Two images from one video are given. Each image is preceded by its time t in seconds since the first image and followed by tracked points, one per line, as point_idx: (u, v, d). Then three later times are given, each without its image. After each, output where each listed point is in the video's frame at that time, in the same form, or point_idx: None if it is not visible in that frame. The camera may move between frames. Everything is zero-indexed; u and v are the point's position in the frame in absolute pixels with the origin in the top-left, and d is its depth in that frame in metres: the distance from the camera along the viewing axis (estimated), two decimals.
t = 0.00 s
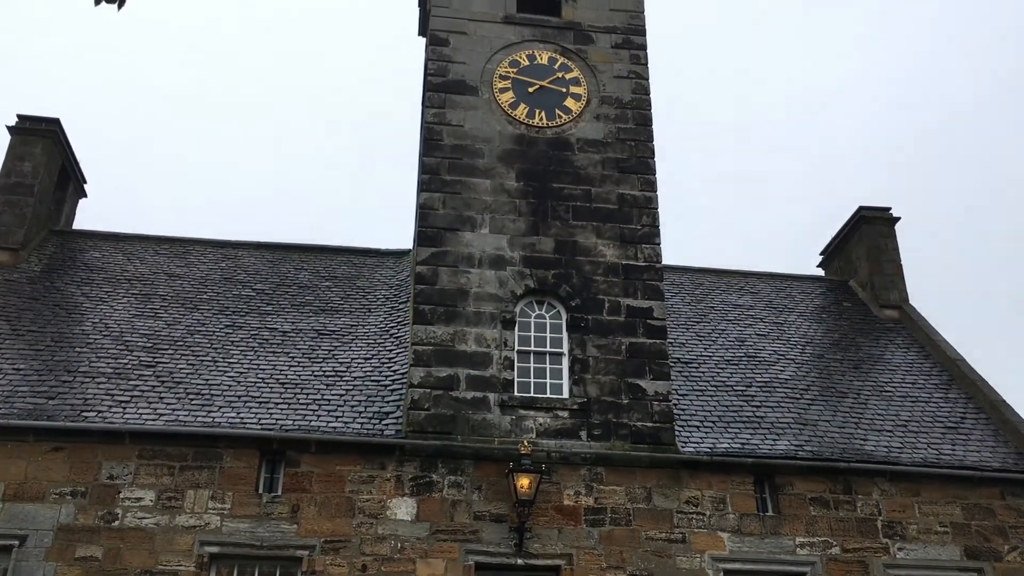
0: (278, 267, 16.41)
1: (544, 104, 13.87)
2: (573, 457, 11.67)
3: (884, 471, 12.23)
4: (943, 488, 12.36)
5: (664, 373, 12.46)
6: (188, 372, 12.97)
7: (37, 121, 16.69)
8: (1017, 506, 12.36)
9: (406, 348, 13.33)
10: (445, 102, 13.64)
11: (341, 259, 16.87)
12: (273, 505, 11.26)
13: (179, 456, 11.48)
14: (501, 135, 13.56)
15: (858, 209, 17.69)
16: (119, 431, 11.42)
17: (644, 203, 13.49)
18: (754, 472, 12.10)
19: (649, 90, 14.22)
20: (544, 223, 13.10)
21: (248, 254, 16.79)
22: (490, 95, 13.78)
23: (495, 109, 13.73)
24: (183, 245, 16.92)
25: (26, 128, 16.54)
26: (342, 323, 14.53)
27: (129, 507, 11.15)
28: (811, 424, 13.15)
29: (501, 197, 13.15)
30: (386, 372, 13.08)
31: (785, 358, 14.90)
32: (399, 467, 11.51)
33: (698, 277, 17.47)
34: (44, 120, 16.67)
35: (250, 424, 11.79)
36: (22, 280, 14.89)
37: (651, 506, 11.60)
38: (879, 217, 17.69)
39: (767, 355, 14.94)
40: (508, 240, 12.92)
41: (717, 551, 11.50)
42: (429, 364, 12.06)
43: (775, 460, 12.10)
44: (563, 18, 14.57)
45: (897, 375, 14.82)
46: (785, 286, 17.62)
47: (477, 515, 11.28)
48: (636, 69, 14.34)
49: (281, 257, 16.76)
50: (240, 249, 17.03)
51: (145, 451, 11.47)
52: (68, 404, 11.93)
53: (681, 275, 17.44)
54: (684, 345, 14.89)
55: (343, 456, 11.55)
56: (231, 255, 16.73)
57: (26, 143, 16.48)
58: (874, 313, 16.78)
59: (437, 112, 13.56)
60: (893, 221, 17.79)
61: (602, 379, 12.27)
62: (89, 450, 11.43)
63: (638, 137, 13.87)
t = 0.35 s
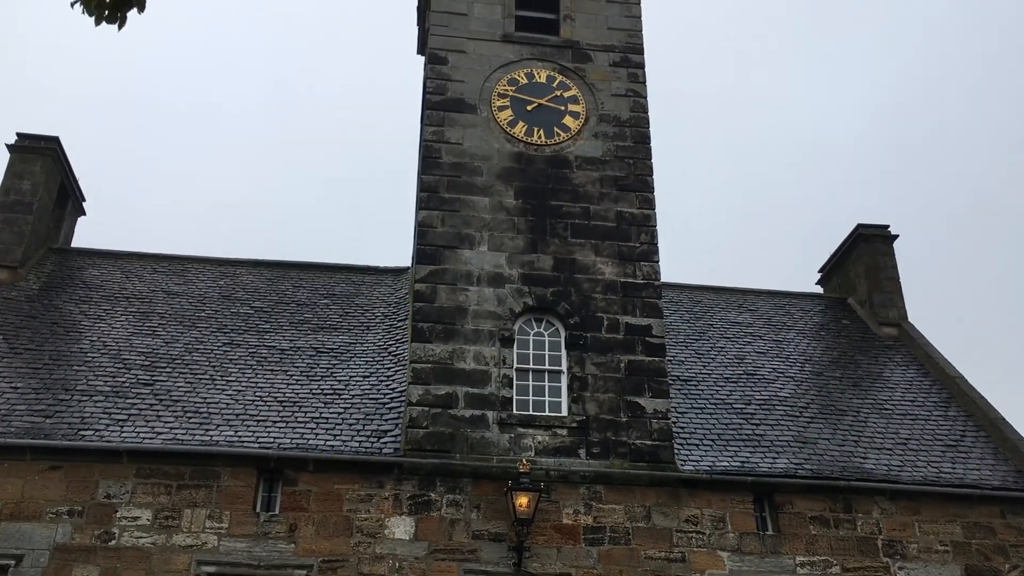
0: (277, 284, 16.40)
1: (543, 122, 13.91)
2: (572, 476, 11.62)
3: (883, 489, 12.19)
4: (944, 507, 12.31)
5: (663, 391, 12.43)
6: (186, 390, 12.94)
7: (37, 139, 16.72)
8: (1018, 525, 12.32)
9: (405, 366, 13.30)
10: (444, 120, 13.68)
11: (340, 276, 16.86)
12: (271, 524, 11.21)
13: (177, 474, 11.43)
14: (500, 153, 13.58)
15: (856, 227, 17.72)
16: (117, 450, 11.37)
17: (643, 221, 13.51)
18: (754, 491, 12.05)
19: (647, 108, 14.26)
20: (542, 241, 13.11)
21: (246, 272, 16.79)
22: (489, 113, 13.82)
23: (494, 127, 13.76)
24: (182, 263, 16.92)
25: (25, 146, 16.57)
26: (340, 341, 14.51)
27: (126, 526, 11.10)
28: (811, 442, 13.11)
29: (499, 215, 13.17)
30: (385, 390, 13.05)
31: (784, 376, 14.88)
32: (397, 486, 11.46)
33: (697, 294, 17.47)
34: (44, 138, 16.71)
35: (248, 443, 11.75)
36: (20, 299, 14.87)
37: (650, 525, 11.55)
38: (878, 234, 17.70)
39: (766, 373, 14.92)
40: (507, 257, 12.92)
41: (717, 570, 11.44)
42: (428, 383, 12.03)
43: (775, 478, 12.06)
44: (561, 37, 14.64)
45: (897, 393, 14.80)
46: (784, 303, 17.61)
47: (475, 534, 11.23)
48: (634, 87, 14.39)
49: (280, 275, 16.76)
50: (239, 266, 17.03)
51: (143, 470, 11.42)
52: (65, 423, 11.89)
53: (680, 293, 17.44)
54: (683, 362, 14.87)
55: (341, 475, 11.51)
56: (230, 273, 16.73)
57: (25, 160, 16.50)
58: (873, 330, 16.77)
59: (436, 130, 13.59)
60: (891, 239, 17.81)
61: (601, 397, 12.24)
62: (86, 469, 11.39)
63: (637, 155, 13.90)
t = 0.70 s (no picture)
0: (277, 302, 16.40)
1: (542, 140, 13.94)
2: (572, 494, 11.58)
3: (884, 508, 12.15)
4: (944, 525, 12.27)
5: (663, 409, 12.41)
6: (185, 408, 12.91)
7: (37, 157, 16.76)
8: (1018, 544, 12.27)
9: (404, 384, 13.28)
10: (443, 138, 13.72)
11: (339, 294, 16.86)
12: (269, 543, 11.16)
13: (175, 493, 11.39)
14: (500, 171, 13.61)
15: (855, 245, 17.73)
16: (115, 468, 11.34)
17: (642, 239, 13.52)
18: (754, 509, 12.01)
19: (647, 127, 14.31)
20: (542, 258, 13.12)
21: (246, 290, 16.79)
22: (488, 131, 13.87)
23: (494, 145, 13.79)
24: (181, 281, 16.93)
25: (25, 164, 16.60)
26: (339, 359, 14.50)
27: (124, 545, 11.05)
28: (811, 460, 13.08)
29: (499, 233, 13.18)
30: (384, 408, 13.02)
31: (783, 394, 14.86)
32: (396, 505, 11.42)
33: (696, 312, 17.47)
34: (44, 156, 16.74)
35: (247, 461, 11.72)
36: (19, 317, 14.87)
37: (650, 543, 11.50)
38: (877, 252, 17.71)
39: (765, 391, 14.90)
40: (507, 275, 12.93)
41: None
42: (427, 401, 12.02)
43: (775, 497, 12.02)
44: (560, 56, 14.70)
45: (897, 411, 14.78)
46: (783, 321, 17.61)
47: (474, 553, 11.18)
48: (633, 106, 14.44)
49: (279, 293, 16.76)
50: (238, 284, 17.03)
51: (141, 488, 11.38)
52: (64, 441, 11.86)
53: (679, 310, 17.44)
54: (683, 380, 14.85)
55: (340, 494, 11.47)
56: (229, 291, 16.73)
57: (25, 179, 16.53)
58: (873, 348, 16.77)
59: (436, 148, 13.63)
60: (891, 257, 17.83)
61: (600, 415, 12.22)
62: (84, 488, 11.35)
63: (636, 173, 13.94)
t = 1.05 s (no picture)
0: (277, 322, 16.41)
1: (542, 161, 13.99)
2: (571, 515, 11.54)
3: (885, 528, 12.11)
4: (946, 547, 12.22)
5: (663, 429, 12.39)
6: (184, 428, 12.90)
7: (39, 178, 16.81)
8: (1020, 565, 12.22)
9: (404, 404, 13.26)
10: (444, 158, 13.77)
11: (339, 314, 16.87)
12: (268, 564, 11.12)
13: (173, 513, 11.36)
14: (500, 191, 13.65)
15: (855, 264, 17.76)
16: (113, 488, 11.32)
17: (641, 259, 13.55)
18: (754, 530, 11.97)
19: (646, 147, 14.37)
20: (542, 278, 13.14)
21: (246, 309, 16.80)
22: (488, 151, 13.92)
23: (493, 165, 13.84)
24: (181, 300, 16.94)
25: (27, 184, 16.66)
26: (339, 379, 14.49)
27: (122, 566, 11.01)
28: (811, 481, 13.05)
29: (498, 252, 13.21)
30: (384, 428, 13.00)
31: (784, 414, 14.84)
32: (395, 525, 11.38)
33: (696, 331, 17.47)
34: (46, 177, 16.79)
35: (246, 481, 11.70)
36: (19, 337, 14.88)
37: (650, 564, 11.45)
38: (877, 272, 17.73)
39: (765, 411, 14.88)
40: (506, 295, 12.94)
41: None
42: (427, 421, 12.00)
43: (775, 518, 11.98)
44: (560, 77, 14.77)
45: (897, 431, 14.76)
46: (783, 341, 17.61)
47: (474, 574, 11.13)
48: (633, 126, 14.50)
49: (279, 312, 16.77)
50: (238, 303, 17.05)
51: (139, 509, 11.35)
52: (62, 461, 11.84)
53: (679, 330, 17.44)
54: (683, 400, 14.84)
55: (339, 514, 11.44)
56: (229, 310, 16.74)
57: (26, 199, 16.58)
58: (873, 368, 16.76)
59: (436, 168, 13.68)
60: (890, 276, 17.85)
61: (600, 435, 12.20)
62: (82, 508, 11.32)
63: (635, 193, 13.98)
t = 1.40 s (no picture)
0: (277, 344, 16.39)
1: (543, 183, 14.02)
2: (572, 538, 11.48)
3: (887, 552, 12.04)
4: (949, 571, 12.15)
5: (664, 452, 12.34)
6: (184, 451, 12.85)
7: (41, 200, 16.85)
8: None
9: (404, 427, 13.22)
10: (444, 181, 13.81)
11: (340, 335, 16.86)
12: None
13: (172, 536, 11.30)
14: (500, 213, 13.68)
15: (855, 286, 17.76)
16: (112, 511, 11.27)
17: (642, 281, 13.55)
18: (756, 554, 11.91)
19: (646, 170, 14.41)
20: (542, 300, 13.14)
21: (246, 331, 16.79)
22: (489, 174, 13.96)
23: (494, 187, 13.88)
24: (182, 322, 16.94)
25: (29, 207, 16.69)
26: (339, 401, 14.45)
27: None
28: (813, 504, 12.99)
29: (499, 274, 13.22)
30: (384, 451, 12.95)
31: (785, 437, 14.79)
32: (395, 549, 11.31)
33: (697, 353, 17.44)
34: (48, 199, 16.84)
35: (245, 504, 11.65)
36: (19, 359, 14.87)
37: None
38: (877, 294, 17.73)
39: (767, 433, 14.84)
40: (507, 317, 12.94)
41: None
42: (427, 443, 11.97)
43: (777, 542, 11.92)
44: (560, 100, 14.84)
45: (899, 454, 14.70)
46: (784, 363, 17.58)
47: None
48: (633, 149, 14.55)
49: (279, 334, 16.75)
50: (238, 325, 17.03)
51: (138, 532, 11.30)
52: (61, 484, 11.80)
53: (679, 352, 17.42)
54: (684, 423, 14.79)
55: (339, 537, 11.38)
56: (229, 332, 16.73)
57: (28, 221, 16.61)
58: (874, 391, 16.72)
59: (437, 191, 13.71)
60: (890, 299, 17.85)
61: (601, 458, 12.16)
62: (81, 531, 11.26)
63: (635, 216, 14.00)
